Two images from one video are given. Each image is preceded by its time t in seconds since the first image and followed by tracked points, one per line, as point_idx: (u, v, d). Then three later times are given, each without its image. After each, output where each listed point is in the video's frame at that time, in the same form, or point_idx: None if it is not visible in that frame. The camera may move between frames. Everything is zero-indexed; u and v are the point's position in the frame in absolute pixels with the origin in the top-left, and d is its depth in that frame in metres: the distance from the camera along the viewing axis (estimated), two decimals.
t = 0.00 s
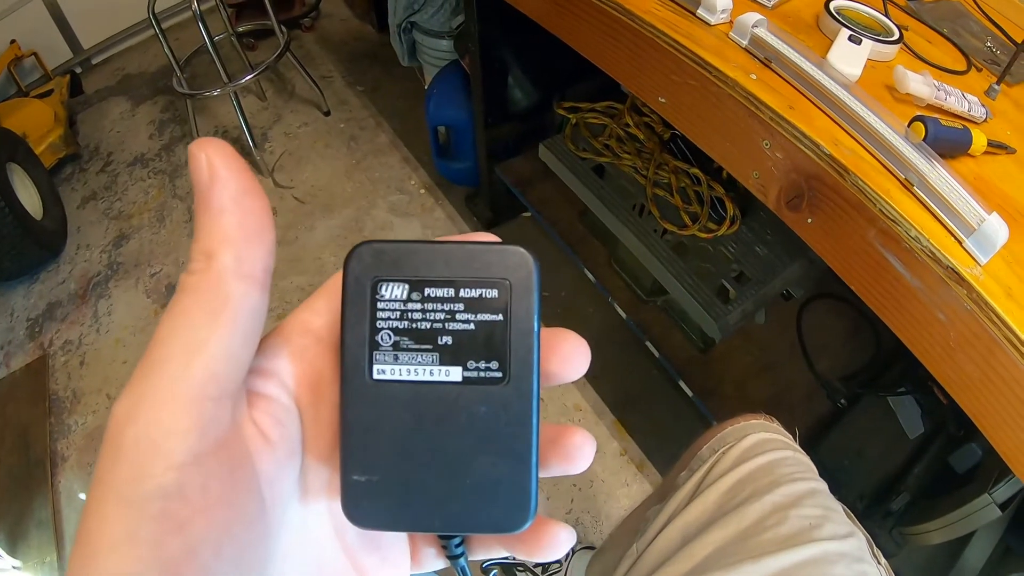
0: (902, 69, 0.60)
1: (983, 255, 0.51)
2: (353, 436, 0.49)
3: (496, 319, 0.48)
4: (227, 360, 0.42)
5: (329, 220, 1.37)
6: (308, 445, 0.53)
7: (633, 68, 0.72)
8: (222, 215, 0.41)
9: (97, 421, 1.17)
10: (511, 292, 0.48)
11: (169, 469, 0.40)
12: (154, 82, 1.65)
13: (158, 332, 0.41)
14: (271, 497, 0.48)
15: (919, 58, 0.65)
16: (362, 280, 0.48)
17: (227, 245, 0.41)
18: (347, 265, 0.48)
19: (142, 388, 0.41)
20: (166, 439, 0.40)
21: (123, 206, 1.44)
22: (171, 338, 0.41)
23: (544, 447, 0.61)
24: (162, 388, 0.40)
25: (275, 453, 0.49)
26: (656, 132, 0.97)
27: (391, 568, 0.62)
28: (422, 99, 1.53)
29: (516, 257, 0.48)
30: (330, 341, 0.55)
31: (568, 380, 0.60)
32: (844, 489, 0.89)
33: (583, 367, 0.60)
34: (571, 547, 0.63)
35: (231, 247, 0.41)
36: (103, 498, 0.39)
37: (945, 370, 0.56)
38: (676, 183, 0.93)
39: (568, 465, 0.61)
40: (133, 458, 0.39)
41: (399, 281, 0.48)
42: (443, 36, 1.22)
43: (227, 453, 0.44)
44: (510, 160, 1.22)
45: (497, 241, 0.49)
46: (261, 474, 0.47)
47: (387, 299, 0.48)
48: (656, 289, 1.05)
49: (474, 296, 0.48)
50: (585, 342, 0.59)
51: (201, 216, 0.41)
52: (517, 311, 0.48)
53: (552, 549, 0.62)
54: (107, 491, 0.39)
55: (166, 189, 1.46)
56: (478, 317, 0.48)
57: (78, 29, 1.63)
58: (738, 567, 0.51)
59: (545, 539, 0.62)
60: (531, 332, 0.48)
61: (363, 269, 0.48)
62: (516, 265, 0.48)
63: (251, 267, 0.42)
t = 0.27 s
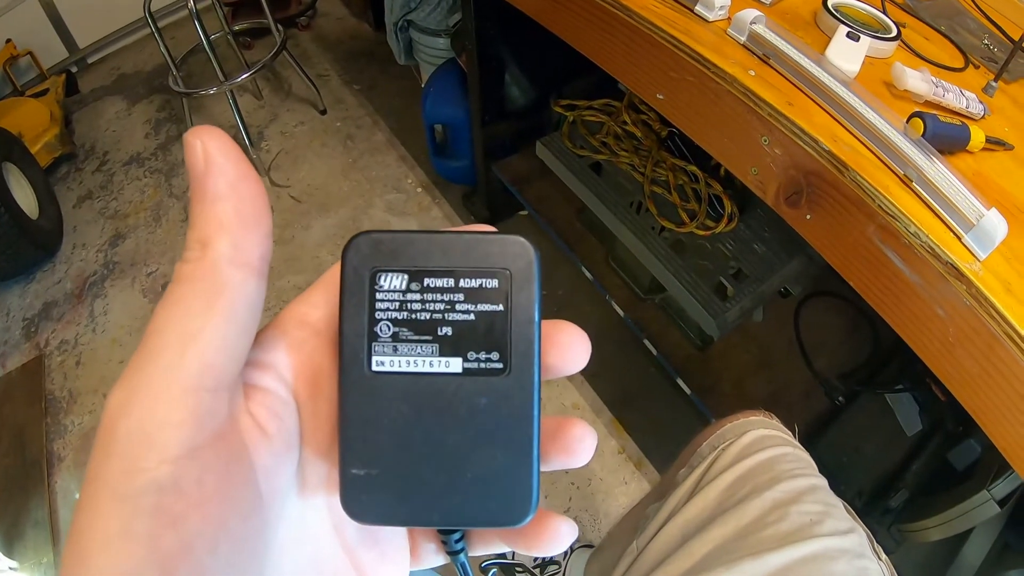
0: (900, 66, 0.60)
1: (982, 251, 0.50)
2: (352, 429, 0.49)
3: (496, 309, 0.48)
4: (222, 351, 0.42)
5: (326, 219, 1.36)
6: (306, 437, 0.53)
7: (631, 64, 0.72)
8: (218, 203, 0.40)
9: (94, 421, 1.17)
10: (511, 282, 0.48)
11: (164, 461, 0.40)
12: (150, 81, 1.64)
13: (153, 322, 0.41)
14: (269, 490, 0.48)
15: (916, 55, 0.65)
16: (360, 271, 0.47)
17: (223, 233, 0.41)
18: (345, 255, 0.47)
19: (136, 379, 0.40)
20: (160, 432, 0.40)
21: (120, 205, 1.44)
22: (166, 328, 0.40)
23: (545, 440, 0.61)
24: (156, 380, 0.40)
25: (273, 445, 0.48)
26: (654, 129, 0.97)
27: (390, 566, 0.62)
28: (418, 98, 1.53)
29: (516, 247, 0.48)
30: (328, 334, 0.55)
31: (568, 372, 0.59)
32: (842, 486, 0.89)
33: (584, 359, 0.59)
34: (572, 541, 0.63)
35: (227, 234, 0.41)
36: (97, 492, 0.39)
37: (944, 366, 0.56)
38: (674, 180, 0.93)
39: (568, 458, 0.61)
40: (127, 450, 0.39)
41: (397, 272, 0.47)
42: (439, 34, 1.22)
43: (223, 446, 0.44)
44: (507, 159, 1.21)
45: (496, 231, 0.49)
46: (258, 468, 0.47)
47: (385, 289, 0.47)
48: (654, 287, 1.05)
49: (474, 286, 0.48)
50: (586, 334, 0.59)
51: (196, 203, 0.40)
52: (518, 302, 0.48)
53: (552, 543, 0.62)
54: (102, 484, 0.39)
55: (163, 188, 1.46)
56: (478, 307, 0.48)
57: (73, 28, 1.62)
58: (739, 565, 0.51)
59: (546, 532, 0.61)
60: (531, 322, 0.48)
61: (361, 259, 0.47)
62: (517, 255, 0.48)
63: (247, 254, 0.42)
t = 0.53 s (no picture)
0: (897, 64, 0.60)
1: (979, 249, 0.51)
2: (351, 426, 0.48)
3: (495, 305, 0.48)
4: (219, 349, 0.42)
5: (323, 218, 1.36)
6: (305, 435, 0.53)
7: (629, 63, 0.72)
8: (216, 199, 0.40)
9: (91, 421, 1.17)
10: (511, 278, 0.48)
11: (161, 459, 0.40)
12: (147, 81, 1.64)
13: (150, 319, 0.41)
14: (267, 488, 0.48)
15: (913, 54, 0.65)
16: (358, 267, 0.47)
17: (221, 229, 0.41)
18: (344, 251, 0.47)
19: (133, 377, 0.40)
20: (157, 430, 0.40)
21: (117, 205, 1.44)
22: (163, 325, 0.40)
23: (544, 437, 0.61)
24: (153, 378, 0.40)
25: (271, 443, 0.48)
26: (651, 128, 0.97)
27: (390, 563, 0.62)
28: (416, 97, 1.52)
29: (516, 242, 0.48)
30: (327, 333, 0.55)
31: (569, 369, 0.59)
32: (840, 485, 0.89)
33: (584, 356, 0.59)
34: (572, 538, 0.63)
35: (225, 231, 0.41)
36: (94, 490, 0.39)
37: (941, 364, 0.56)
38: (671, 178, 0.93)
39: (568, 456, 0.61)
40: (124, 449, 0.39)
41: (396, 267, 0.47)
42: (437, 33, 1.21)
43: (221, 444, 0.44)
44: (505, 158, 1.21)
45: (495, 226, 0.49)
46: (257, 465, 0.47)
47: (384, 285, 0.47)
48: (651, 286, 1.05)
49: (474, 281, 0.48)
50: (586, 332, 0.59)
51: (194, 200, 0.40)
52: (517, 297, 0.48)
53: (553, 541, 0.62)
54: (99, 482, 0.39)
55: (160, 188, 1.45)
56: (478, 303, 0.48)
57: (70, 27, 1.62)
58: (737, 563, 0.51)
59: (546, 530, 0.61)
60: (531, 318, 0.48)
61: (359, 255, 0.47)
62: (516, 250, 0.48)
63: (245, 251, 0.42)
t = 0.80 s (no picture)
0: (896, 64, 0.60)
1: (978, 249, 0.51)
2: (356, 424, 0.48)
3: (501, 302, 0.48)
4: (224, 346, 0.42)
5: (322, 218, 1.36)
6: (309, 432, 0.53)
7: (628, 63, 0.72)
8: (221, 196, 0.40)
9: (90, 421, 1.17)
10: (516, 275, 0.48)
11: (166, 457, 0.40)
12: (146, 80, 1.64)
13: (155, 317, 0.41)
14: (272, 486, 0.48)
15: (913, 54, 0.65)
16: (364, 265, 0.47)
17: (226, 226, 0.41)
18: (349, 249, 0.47)
19: (138, 375, 0.40)
20: (162, 428, 0.40)
21: (115, 204, 1.44)
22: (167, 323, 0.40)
23: (547, 433, 0.61)
24: (156, 376, 0.40)
25: (276, 440, 0.48)
26: (650, 128, 0.97)
27: (393, 560, 0.62)
28: (414, 97, 1.52)
29: (521, 239, 0.48)
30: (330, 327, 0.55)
31: (571, 366, 0.59)
32: (839, 484, 0.89)
33: (587, 354, 0.60)
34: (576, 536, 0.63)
35: (230, 227, 0.41)
36: (100, 489, 0.39)
37: (940, 363, 0.56)
38: (670, 178, 0.93)
39: (571, 453, 0.61)
40: (129, 447, 0.39)
41: (402, 265, 0.47)
42: (436, 33, 1.21)
43: (226, 442, 0.43)
44: (503, 157, 1.21)
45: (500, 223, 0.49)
46: (262, 462, 0.47)
47: (390, 282, 0.48)
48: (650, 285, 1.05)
49: (479, 279, 0.48)
50: (588, 329, 0.59)
51: (200, 198, 0.40)
52: (523, 295, 0.48)
53: (555, 537, 0.62)
54: (104, 480, 0.39)
55: (159, 187, 1.45)
56: (483, 301, 0.48)
57: (68, 26, 1.61)
58: (737, 561, 0.51)
59: (549, 525, 0.62)
60: (537, 315, 0.48)
61: (364, 252, 0.47)
62: (521, 248, 0.48)
63: (250, 246, 0.42)
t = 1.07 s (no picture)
0: (896, 62, 0.60)
1: (977, 247, 0.51)
2: (352, 415, 0.49)
3: (498, 291, 0.47)
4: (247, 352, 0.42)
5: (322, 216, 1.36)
6: (302, 425, 0.53)
7: (628, 61, 0.72)
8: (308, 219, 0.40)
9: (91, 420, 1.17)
10: (513, 264, 0.48)
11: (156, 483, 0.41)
12: (146, 79, 1.64)
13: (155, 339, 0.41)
14: (263, 494, 0.49)
15: (913, 52, 0.65)
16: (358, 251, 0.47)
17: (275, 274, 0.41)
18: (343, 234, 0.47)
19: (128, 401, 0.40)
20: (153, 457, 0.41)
21: (115, 203, 1.44)
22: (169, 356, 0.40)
23: (550, 427, 0.61)
24: (179, 364, 0.40)
25: (264, 447, 0.49)
26: (650, 126, 0.97)
27: (389, 555, 0.63)
28: (414, 95, 1.52)
29: (519, 226, 0.47)
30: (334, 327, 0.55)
31: (575, 356, 0.60)
32: (838, 482, 0.90)
33: (591, 343, 0.59)
34: (578, 532, 0.63)
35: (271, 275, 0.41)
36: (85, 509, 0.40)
37: (940, 361, 0.56)
38: (670, 175, 0.93)
39: (574, 448, 0.61)
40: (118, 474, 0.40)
41: (397, 252, 0.47)
42: (436, 31, 1.21)
43: (223, 436, 0.45)
44: (503, 155, 1.21)
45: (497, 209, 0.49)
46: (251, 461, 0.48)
47: (385, 270, 0.47)
48: (650, 283, 1.05)
49: (476, 267, 0.47)
50: (594, 319, 0.59)
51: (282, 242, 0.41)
52: (521, 284, 0.48)
53: (558, 534, 0.62)
54: (100, 451, 0.40)
55: (159, 185, 1.45)
56: (480, 289, 0.47)
57: (68, 25, 1.61)
58: (736, 558, 0.51)
59: (552, 522, 0.62)
60: (534, 305, 0.48)
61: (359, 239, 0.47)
62: (519, 235, 0.48)
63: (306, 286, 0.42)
